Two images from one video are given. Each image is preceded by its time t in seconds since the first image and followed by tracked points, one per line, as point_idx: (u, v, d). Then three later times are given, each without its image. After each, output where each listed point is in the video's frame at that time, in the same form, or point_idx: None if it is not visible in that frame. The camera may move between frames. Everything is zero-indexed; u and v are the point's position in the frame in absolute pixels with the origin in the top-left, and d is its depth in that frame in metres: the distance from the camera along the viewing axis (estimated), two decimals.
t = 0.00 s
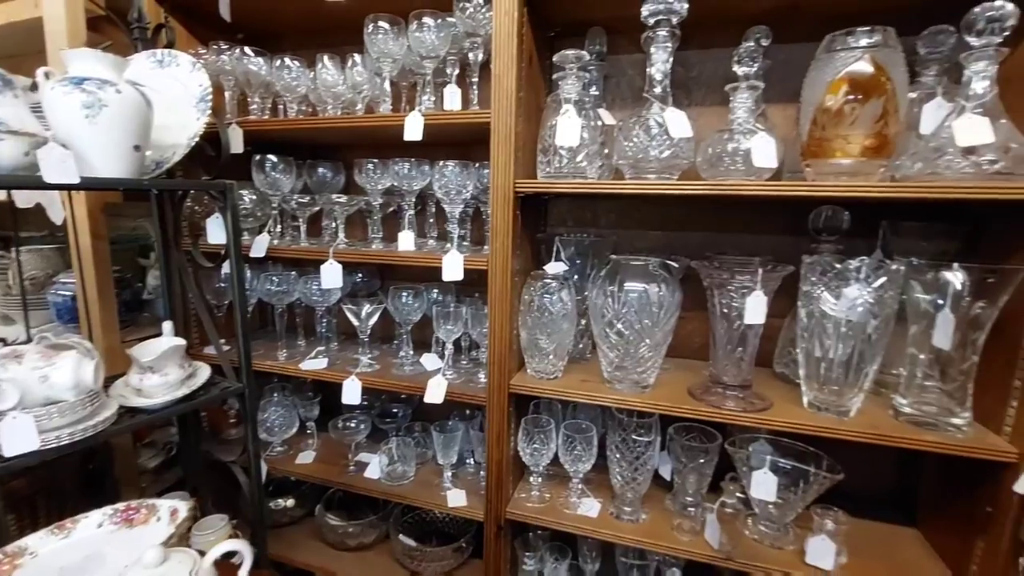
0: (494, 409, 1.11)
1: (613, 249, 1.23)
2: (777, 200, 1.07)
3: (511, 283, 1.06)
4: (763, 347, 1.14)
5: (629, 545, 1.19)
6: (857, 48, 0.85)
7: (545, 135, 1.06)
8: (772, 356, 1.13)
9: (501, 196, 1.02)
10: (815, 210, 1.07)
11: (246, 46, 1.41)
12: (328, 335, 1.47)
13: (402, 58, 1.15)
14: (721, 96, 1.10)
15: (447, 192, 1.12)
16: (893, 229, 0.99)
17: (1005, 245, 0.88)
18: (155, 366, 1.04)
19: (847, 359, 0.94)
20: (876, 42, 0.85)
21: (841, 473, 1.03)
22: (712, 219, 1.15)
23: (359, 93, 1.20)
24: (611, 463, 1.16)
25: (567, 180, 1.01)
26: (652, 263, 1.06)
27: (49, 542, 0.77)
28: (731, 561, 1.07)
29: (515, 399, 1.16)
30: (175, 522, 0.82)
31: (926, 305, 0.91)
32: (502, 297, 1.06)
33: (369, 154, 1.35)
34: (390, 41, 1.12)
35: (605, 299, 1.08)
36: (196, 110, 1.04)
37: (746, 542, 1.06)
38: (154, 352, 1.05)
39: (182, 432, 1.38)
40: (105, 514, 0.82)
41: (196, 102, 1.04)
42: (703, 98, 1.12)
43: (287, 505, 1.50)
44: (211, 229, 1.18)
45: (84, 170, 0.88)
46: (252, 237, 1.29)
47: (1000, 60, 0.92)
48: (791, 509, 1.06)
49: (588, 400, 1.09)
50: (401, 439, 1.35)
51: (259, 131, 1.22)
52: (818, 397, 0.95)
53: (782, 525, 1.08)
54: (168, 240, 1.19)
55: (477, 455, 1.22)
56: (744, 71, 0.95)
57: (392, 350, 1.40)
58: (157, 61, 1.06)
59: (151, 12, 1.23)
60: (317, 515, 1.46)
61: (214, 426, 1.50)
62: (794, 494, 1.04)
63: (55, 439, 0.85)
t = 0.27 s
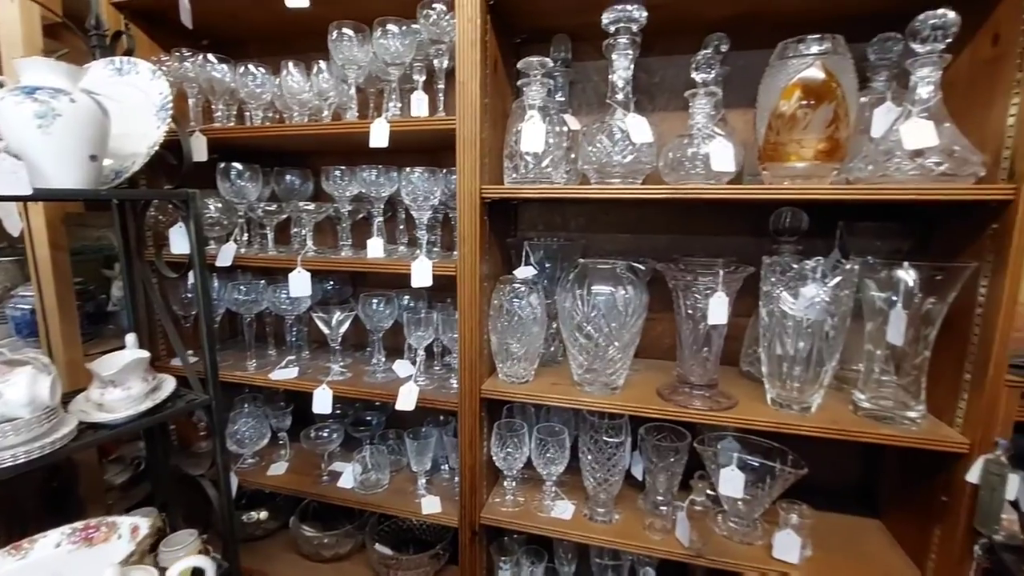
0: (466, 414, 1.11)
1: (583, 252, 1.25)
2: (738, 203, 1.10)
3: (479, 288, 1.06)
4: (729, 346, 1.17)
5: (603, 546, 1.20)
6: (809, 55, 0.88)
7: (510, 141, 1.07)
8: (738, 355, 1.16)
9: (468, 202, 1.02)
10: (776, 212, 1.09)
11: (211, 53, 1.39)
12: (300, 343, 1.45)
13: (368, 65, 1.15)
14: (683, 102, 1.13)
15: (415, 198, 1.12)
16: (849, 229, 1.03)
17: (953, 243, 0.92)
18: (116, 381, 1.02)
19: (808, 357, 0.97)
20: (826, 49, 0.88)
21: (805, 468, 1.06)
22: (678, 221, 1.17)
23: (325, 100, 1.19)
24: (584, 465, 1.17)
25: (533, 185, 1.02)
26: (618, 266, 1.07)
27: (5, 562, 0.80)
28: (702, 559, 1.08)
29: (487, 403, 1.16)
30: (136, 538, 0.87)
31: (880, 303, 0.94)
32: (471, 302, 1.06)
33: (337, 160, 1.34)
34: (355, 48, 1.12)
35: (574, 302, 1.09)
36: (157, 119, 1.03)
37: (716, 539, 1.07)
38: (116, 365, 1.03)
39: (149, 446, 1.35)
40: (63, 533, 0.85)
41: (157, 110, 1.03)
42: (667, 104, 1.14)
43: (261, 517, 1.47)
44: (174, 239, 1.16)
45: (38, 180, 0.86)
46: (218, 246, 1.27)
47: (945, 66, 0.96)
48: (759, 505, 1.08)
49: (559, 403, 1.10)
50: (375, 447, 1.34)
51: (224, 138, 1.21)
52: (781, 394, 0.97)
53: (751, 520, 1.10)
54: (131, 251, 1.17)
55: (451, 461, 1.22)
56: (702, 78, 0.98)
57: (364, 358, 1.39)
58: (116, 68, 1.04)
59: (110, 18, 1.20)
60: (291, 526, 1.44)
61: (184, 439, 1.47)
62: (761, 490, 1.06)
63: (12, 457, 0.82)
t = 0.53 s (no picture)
0: (437, 418, 1.11)
1: (552, 256, 1.26)
2: (703, 206, 1.12)
3: (448, 293, 1.06)
4: (696, 347, 1.19)
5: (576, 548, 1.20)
6: (764, 62, 0.91)
7: (477, 146, 1.08)
8: (704, 355, 1.18)
9: (435, 207, 1.02)
10: (738, 216, 1.11)
11: (174, 57, 1.37)
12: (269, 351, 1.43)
13: (334, 70, 1.15)
14: (647, 108, 1.15)
15: (382, 204, 1.12)
16: (808, 231, 1.06)
17: (904, 245, 0.95)
18: (73, 393, 1.00)
19: (769, 356, 0.99)
20: (780, 57, 0.90)
21: (769, 465, 1.08)
22: (644, 225, 1.19)
23: (291, 104, 1.18)
24: (555, 467, 1.18)
25: (498, 192, 1.02)
26: (585, 270, 1.08)
27: None
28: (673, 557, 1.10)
29: (458, 408, 1.16)
30: (92, 554, 0.89)
31: (837, 303, 0.97)
32: (440, 307, 1.06)
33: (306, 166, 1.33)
34: (320, 53, 1.11)
35: (542, 306, 1.10)
36: (115, 124, 1.01)
37: (685, 538, 1.09)
38: (74, 378, 1.00)
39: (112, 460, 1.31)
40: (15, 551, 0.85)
41: (115, 116, 1.01)
42: (632, 109, 1.16)
43: (231, 529, 1.44)
44: (134, 246, 1.14)
45: None
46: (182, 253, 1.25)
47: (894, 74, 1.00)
48: (727, 502, 1.10)
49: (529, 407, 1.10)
50: (347, 455, 1.33)
51: (187, 144, 1.19)
52: (744, 393, 0.99)
53: (719, 518, 1.11)
54: (90, 259, 1.15)
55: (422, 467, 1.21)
56: (663, 84, 0.99)
57: (335, 364, 1.38)
58: (73, 72, 1.01)
59: (67, 21, 1.17)
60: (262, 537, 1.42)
61: (151, 450, 1.44)
62: (728, 488, 1.08)
63: None
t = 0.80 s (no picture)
0: (402, 423, 1.10)
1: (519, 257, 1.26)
2: (666, 208, 1.14)
3: (412, 296, 1.05)
4: (661, 347, 1.20)
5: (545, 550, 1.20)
6: (721, 68, 0.93)
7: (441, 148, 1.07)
8: (669, 355, 1.19)
9: (399, 209, 1.01)
10: (702, 217, 1.12)
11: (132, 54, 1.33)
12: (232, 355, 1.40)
13: (296, 70, 1.13)
14: (612, 111, 1.16)
15: (346, 206, 1.11)
16: (767, 233, 1.08)
17: (858, 246, 0.98)
18: (18, 402, 0.96)
19: (730, 356, 1.01)
20: (737, 63, 0.92)
21: (732, 463, 1.10)
22: (610, 226, 1.20)
23: (252, 104, 1.16)
24: (522, 469, 1.18)
25: (462, 194, 1.01)
26: (551, 271, 1.09)
27: None
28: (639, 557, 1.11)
29: (424, 412, 1.15)
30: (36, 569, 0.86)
31: (794, 303, 0.99)
32: (404, 310, 1.05)
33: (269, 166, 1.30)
34: (281, 52, 1.10)
35: (508, 308, 1.10)
36: (65, 122, 0.97)
37: (651, 537, 1.10)
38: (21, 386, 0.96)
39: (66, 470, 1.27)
40: None
41: (65, 113, 0.97)
42: (597, 112, 1.16)
43: (193, 539, 1.42)
44: (85, 249, 1.10)
45: None
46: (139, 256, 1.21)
47: (848, 80, 1.03)
48: (692, 501, 1.11)
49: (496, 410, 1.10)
50: (313, 460, 1.31)
51: (143, 143, 1.16)
52: (706, 393, 1.01)
53: (685, 517, 1.13)
54: (39, 265, 1.11)
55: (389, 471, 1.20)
56: (625, 88, 1.00)
57: (301, 369, 1.35)
58: (21, 68, 0.98)
59: (16, 15, 1.13)
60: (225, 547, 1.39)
61: (108, 460, 1.39)
62: (692, 487, 1.09)
63: None
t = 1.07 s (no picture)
0: (371, 426, 1.08)
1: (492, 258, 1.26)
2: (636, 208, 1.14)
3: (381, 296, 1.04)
4: (633, 347, 1.21)
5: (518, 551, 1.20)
6: (687, 69, 0.94)
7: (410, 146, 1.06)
8: (640, 355, 1.20)
9: (367, 209, 1.00)
10: (673, 217, 1.13)
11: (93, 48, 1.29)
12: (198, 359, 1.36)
13: (262, 66, 1.11)
14: (583, 111, 1.16)
15: (313, 205, 1.08)
16: (735, 233, 1.09)
17: (822, 246, 0.99)
18: None
19: (699, 355, 1.02)
20: (704, 64, 0.94)
21: (702, 461, 1.11)
22: (581, 226, 1.20)
23: (217, 100, 1.13)
24: (494, 470, 1.17)
25: (432, 193, 1.00)
26: (521, 271, 1.08)
27: None
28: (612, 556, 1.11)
29: (395, 414, 1.13)
30: None
31: (760, 302, 1.00)
32: (374, 310, 1.04)
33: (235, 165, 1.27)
34: (246, 47, 1.07)
35: (478, 309, 1.09)
36: (16, 118, 0.94)
37: (623, 536, 1.10)
38: None
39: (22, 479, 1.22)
40: None
41: (16, 109, 0.94)
42: (568, 112, 1.17)
43: (158, 548, 1.37)
44: (40, 249, 1.06)
45: None
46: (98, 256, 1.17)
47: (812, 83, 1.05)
48: (663, 500, 1.12)
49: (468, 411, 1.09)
50: (282, 465, 1.28)
51: (102, 140, 1.12)
52: (676, 392, 1.01)
53: (656, 515, 1.13)
54: None
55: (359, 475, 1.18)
56: (595, 88, 0.99)
57: (269, 371, 1.32)
58: None
59: None
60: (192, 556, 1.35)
61: (68, 467, 1.34)
62: (663, 485, 1.10)
63: None
